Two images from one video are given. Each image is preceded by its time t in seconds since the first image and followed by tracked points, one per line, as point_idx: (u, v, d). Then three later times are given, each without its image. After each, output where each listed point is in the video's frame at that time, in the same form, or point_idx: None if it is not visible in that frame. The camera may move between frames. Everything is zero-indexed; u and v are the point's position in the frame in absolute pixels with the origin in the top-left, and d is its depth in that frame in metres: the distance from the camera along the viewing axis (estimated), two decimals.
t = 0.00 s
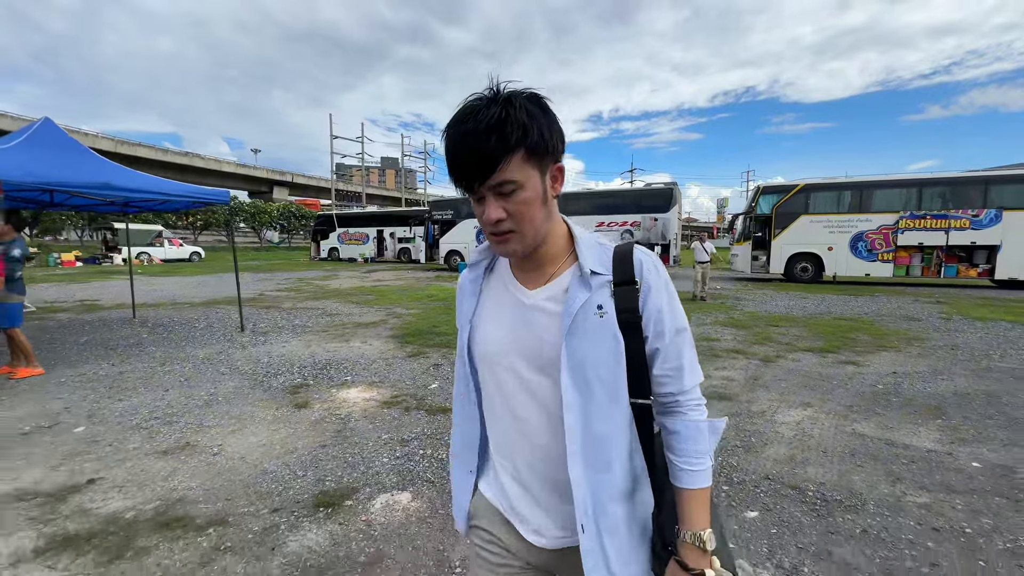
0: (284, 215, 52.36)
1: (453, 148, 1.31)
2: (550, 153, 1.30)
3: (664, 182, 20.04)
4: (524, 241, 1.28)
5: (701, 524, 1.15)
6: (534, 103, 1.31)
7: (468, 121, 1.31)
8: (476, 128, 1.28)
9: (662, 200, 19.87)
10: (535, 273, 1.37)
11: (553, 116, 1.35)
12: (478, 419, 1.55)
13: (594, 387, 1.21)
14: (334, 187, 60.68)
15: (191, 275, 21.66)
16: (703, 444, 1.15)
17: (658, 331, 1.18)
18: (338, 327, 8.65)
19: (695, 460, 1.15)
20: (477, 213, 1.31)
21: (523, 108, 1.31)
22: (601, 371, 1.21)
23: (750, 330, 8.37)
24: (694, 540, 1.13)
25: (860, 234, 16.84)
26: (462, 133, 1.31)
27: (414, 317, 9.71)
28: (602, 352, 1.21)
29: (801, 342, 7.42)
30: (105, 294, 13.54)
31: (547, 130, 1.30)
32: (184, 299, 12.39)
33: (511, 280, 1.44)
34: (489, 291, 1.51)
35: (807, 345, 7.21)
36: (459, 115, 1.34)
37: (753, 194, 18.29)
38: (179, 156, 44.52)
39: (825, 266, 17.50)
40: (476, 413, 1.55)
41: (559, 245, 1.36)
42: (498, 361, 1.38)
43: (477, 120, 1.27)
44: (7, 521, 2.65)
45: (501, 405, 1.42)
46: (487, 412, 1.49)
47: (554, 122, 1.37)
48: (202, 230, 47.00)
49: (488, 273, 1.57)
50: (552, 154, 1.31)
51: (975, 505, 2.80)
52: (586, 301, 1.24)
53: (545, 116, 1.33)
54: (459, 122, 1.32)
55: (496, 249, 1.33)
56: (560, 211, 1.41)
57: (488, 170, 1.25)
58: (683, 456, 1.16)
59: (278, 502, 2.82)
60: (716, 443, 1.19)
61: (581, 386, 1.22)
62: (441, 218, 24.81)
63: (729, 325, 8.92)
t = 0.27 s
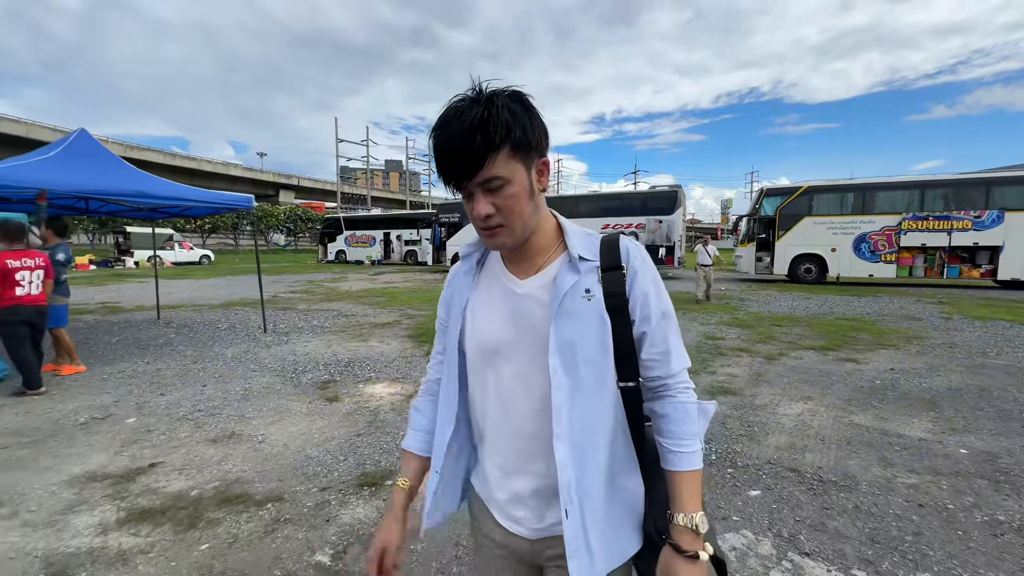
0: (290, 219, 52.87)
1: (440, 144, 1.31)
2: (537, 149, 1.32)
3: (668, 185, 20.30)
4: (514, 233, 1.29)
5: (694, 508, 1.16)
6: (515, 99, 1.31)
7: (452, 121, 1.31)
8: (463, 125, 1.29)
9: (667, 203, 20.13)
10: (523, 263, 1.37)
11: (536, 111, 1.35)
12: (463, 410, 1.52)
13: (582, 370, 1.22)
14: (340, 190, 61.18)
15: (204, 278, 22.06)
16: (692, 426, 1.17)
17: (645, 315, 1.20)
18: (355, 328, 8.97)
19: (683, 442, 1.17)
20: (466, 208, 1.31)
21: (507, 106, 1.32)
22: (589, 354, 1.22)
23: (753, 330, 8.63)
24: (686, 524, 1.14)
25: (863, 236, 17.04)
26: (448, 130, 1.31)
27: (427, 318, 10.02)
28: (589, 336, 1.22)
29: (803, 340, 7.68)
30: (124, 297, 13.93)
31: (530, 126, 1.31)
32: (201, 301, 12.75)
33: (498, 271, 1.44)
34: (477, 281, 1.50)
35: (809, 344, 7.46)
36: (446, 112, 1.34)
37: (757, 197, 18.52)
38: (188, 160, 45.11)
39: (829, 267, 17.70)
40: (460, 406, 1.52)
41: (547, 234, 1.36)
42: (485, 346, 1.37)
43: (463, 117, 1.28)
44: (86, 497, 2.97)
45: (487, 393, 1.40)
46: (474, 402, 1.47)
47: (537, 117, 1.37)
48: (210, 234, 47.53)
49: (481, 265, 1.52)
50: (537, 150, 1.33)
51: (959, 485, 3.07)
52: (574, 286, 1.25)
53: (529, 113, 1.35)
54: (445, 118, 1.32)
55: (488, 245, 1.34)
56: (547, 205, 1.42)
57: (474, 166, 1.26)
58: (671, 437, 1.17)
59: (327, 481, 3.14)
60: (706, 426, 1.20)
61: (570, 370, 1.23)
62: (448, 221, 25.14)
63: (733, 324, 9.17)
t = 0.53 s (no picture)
0: (297, 221, 53.35)
1: (443, 131, 1.31)
2: (540, 140, 1.30)
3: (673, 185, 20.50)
4: (512, 224, 1.29)
5: (667, 519, 1.14)
6: (521, 87, 1.29)
7: (455, 109, 1.31)
8: (466, 112, 1.28)
9: (672, 203, 20.35)
10: (520, 256, 1.37)
11: (542, 100, 1.32)
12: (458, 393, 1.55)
13: (566, 370, 1.22)
14: (345, 192, 61.65)
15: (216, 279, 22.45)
16: (674, 437, 1.13)
17: (634, 320, 1.16)
18: (370, 325, 9.26)
19: (665, 452, 1.14)
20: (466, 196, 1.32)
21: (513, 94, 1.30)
22: (573, 356, 1.22)
23: (758, 326, 8.84)
24: (658, 534, 1.14)
25: (868, 234, 17.18)
26: (452, 116, 1.31)
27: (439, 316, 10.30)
28: (575, 337, 1.21)
29: (806, 335, 7.90)
30: (142, 296, 14.29)
31: (535, 114, 1.28)
32: (218, 300, 13.09)
33: (497, 262, 1.46)
34: (477, 271, 1.52)
35: (812, 338, 7.68)
36: (451, 99, 1.34)
37: (761, 196, 18.69)
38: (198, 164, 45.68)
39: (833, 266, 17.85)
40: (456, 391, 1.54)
41: (545, 228, 1.35)
42: (476, 335, 1.40)
43: (465, 105, 1.27)
44: (146, 472, 3.26)
45: (478, 381, 1.42)
46: (467, 387, 1.48)
47: (543, 104, 1.34)
48: (218, 236, 48.06)
49: (480, 248, 1.57)
50: (541, 141, 1.30)
51: (947, 462, 3.30)
52: (563, 286, 1.23)
53: (536, 102, 1.31)
54: (449, 105, 1.32)
55: (488, 234, 1.35)
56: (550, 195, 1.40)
57: (475, 155, 1.25)
58: (653, 446, 1.14)
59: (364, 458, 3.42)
60: (690, 438, 1.17)
61: (554, 368, 1.23)
62: (455, 222, 25.45)
63: (738, 321, 9.39)
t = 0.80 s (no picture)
0: (305, 223, 53.86)
1: (451, 132, 1.32)
2: (553, 144, 1.29)
3: (679, 188, 20.71)
4: (523, 232, 1.26)
5: (671, 560, 1.13)
6: (535, 89, 1.31)
7: (467, 109, 1.31)
8: (475, 112, 1.29)
9: (678, 205, 20.56)
10: (530, 268, 1.38)
11: (556, 102, 1.35)
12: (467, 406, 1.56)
13: (569, 394, 1.18)
14: (352, 194, 62.14)
15: (229, 281, 22.87)
16: (681, 476, 1.12)
17: (646, 348, 1.14)
18: (385, 325, 9.55)
19: (674, 491, 1.12)
20: (473, 202, 1.30)
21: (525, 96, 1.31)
22: (579, 380, 1.17)
23: (764, 326, 9.05)
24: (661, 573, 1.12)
25: (873, 236, 17.31)
26: (461, 118, 1.32)
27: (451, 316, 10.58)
28: (581, 359, 1.16)
29: (811, 335, 8.11)
30: (161, 298, 14.69)
31: (548, 118, 1.29)
32: (235, 301, 13.44)
33: (504, 273, 1.46)
34: (483, 282, 1.52)
35: (816, 338, 7.89)
36: (461, 99, 1.35)
37: (766, 198, 18.87)
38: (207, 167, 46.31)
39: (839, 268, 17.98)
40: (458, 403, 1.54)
41: (556, 240, 1.36)
42: (481, 351, 1.39)
43: (475, 104, 1.28)
44: (199, 457, 3.56)
45: (482, 399, 1.41)
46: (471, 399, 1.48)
47: (557, 109, 1.36)
48: (228, 238, 48.64)
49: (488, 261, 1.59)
50: (554, 145, 1.29)
51: (941, 451, 3.54)
52: (574, 305, 1.20)
53: (549, 105, 1.33)
54: (459, 105, 1.33)
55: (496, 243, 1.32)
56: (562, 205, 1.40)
57: (487, 158, 1.24)
58: (659, 484, 1.13)
59: (397, 447, 3.71)
60: (698, 475, 1.15)
61: (557, 391, 1.19)
62: (463, 224, 25.76)
63: (744, 321, 9.61)
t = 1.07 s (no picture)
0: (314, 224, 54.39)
1: (457, 128, 1.29)
2: (562, 133, 1.26)
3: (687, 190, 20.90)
4: (533, 223, 1.24)
5: (699, 539, 1.08)
6: (541, 80, 1.28)
7: (471, 102, 1.29)
8: (481, 105, 1.26)
9: (686, 207, 20.75)
10: (544, 260, 1.35)
11: (563, 92, 1.31)
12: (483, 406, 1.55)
13: (597, 380, 1.17)
14: (359, 195, 62.65)
15: (243, 280, 23.31)
16: (712, 451, 1.07)
17: (670, 327, 1.11)
18: (402, 323, 9.85)
19: (705, 467, 1.07)
20: (483, 196, 1.28)
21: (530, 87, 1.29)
22: (605, 365, 1.16)
23: (771, 326, 9.26)
24: (692, 553, 1.07)
25: (880, 238, 17.43)
26: (466, 113, 1.29)
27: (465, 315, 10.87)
28: (606, 344, 1.16)
29: (817, 334, 8.32)
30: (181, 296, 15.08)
31: (554, 108, 1.26)
32: (253, 300, 13.81)
33: (516, 267, 1.43)
34: (497, 276, 1.49)
35: (823, 337, 8.09)
36: (466, 95, 1.33)
37: (774, 200, 19.03)
38: (218, 168, 46.92)
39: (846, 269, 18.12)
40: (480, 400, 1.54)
41: (570, 229, 1.33)
42: (499, 345, 1.37)
43: (481, 98, 1.26)
44: (248, 441, 3.86)
45: (501, 395, 1.39)
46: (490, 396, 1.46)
47: (564, 99, 1.33)
48: (237, 238, 49.22)
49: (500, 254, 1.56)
50: (563, 135, 1.27)
51: (941, 440, 3.77)
52: (594, 291, 1.18)
53: (556, 95, 1.30)
54: (464, 100, 1.31)
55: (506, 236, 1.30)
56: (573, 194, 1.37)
57: (493, 152, 1.22)
58: (689, 460, 1.09)
59: (430, 433, 3.99)
60: (731, 453, 1.09)
61: (584, 379, 1.18)
62: (472, 225, 26.07)
63: (751, 321, 9.82)
